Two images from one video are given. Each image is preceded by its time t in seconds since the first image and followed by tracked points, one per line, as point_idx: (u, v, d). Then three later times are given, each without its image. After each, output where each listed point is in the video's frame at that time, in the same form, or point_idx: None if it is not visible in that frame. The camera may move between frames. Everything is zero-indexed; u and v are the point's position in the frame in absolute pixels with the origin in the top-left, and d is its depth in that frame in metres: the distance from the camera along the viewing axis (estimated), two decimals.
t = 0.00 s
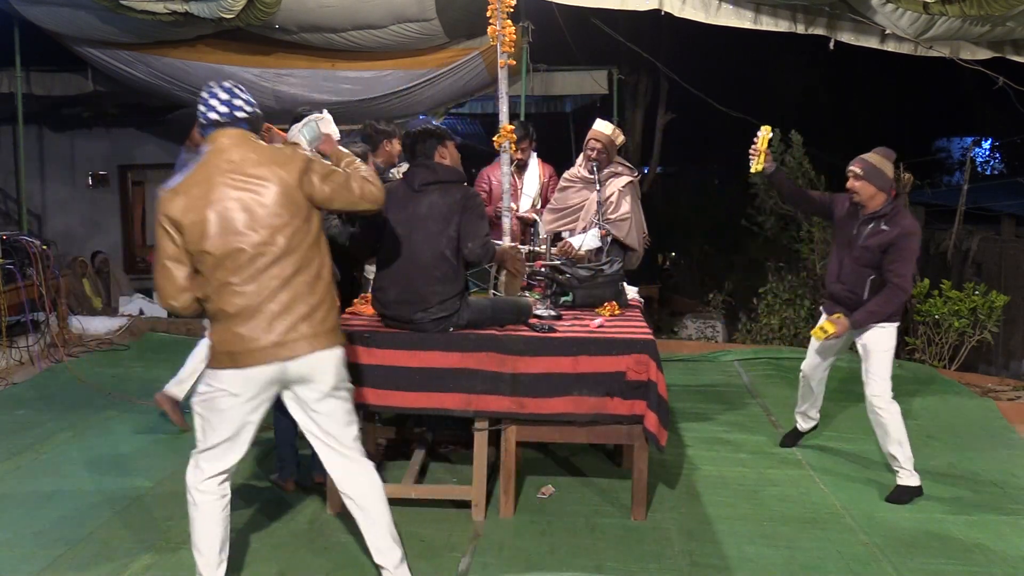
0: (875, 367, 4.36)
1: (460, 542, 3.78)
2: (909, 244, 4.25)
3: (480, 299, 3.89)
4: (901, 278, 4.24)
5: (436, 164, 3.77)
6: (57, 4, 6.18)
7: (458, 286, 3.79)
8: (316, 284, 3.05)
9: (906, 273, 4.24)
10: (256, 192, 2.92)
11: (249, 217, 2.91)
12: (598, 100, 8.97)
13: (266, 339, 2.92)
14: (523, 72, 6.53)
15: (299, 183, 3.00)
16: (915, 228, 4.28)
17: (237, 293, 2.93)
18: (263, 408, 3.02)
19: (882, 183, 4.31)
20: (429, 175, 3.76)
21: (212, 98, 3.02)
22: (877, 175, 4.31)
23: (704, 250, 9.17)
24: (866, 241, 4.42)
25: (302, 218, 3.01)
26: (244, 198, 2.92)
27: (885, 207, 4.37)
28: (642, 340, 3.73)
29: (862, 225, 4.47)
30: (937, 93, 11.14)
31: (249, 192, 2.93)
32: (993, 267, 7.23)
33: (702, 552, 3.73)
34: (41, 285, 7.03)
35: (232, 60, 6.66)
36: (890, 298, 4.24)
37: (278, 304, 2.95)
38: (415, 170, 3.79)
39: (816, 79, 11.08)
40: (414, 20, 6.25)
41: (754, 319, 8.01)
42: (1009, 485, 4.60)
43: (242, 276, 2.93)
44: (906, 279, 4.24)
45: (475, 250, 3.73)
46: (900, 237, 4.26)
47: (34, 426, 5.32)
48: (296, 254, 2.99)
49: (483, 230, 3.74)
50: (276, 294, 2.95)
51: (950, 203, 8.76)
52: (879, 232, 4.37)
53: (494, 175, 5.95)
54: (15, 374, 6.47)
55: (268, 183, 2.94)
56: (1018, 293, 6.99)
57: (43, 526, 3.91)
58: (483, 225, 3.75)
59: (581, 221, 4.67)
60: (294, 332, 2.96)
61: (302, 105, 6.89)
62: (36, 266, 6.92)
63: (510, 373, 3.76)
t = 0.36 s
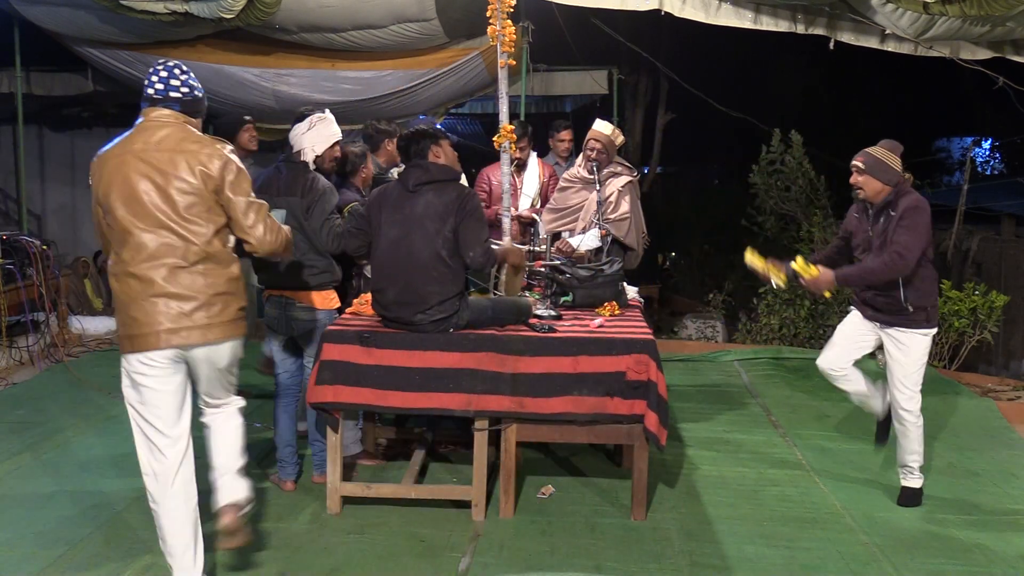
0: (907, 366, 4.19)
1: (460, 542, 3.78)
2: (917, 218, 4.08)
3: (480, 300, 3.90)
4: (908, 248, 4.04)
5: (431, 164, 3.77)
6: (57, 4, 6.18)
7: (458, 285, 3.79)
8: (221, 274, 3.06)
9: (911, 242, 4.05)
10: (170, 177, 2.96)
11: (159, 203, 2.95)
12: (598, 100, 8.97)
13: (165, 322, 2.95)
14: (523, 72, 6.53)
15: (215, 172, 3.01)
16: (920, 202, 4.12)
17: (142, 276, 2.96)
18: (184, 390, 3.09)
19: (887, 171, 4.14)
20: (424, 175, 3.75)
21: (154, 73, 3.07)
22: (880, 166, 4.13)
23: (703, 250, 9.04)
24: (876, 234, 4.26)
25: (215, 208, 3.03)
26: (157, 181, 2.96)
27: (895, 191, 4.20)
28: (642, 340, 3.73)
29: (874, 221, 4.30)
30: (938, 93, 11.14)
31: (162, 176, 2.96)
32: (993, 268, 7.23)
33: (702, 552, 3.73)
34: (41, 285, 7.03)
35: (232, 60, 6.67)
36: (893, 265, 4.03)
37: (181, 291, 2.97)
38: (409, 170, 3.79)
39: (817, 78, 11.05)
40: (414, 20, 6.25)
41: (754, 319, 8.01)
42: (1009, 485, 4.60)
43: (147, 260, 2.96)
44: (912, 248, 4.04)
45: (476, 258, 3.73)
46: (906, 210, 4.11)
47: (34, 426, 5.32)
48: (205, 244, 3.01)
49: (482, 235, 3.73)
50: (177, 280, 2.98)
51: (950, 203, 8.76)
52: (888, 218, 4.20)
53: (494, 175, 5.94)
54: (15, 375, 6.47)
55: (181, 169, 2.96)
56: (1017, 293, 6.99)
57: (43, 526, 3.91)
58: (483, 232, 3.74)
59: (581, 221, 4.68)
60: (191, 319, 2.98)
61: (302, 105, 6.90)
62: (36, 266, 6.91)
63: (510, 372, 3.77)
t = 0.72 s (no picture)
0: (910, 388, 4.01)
1: (460, 542, 3.78)
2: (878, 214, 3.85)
3: (479, 300, 3.89)
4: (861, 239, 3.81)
5: (431, 163, 3.78)
6: (57, 4, 6.19)
7: (458, 285, 3.79)
8: (156, 281, 3.26)
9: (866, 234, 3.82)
10: (112, 187, 3.17)
11: (99, 213, 3.17)
12: (598, 100, 8.98)
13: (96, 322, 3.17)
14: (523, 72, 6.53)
15: (153, 189, 3.19)
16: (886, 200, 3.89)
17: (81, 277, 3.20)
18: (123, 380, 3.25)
19: (851, 178, 3.93)
20: (424, 175, 3.76)
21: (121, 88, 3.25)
22: (844, 172, 3.94)
23: (703, 249, 9.05)
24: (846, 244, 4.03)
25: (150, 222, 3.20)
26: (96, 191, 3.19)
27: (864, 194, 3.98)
28: (642, 340, 3.73)
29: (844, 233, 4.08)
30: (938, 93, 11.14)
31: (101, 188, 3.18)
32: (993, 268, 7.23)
33: (702, 552, 3.73)
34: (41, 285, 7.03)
35: (232, 60, 6.67)
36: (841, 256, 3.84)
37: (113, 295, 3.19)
38: (409, 170, 3.80)
39: (817, 78, 11.07)
40: (414, 20, 6.26)
41: (754, 319, 8.01)
42: (1009, 485, 4.60)
43: (88, 262, 3.19)
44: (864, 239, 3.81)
45: (481, 258, 3.71)
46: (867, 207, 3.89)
47: (34, 426, 5.32)
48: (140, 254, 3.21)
49: (488, 236, 3.72)
50: (113, 281, 3.19)
51: (950, 203, 8.76)
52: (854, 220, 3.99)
53: (494, 175, 5.94)
54: (15, 375, 6.47)
55: (118, 183, 3.16)
56: (1017, 293, 6.99)
57: (43, 526, 3.91)
58: (489, 232, 3.73)
59: (581, 221, 4.68)
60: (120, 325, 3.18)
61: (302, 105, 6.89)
62: (36, 266, 6.91)
63: (509, 372, 3.77)
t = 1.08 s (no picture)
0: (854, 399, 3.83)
1: (461, 542, 3.78)
2: (881, 252, 3.66)
3: (479, 300, 3.89)
4: (869, 292, 3.65)
5: (434, 163, 3.77)
6: (57, 4, 6.18)
7: (459, 284, 3.79)
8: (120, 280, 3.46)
9: (873, 284, 3.65)
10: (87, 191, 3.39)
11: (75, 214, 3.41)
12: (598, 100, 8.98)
13: (77, 312, 3.41)
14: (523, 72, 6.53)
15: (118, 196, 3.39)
16: (886, 228, 3.69)
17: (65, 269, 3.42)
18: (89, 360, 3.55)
19: (859, 182, 3.73)
20: (428, 174, 3.76)
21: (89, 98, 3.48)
22: (852, 174, 3.74)
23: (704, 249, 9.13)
24: (837, 254, 3.88)
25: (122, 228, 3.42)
26: (68, 191, 3.40)
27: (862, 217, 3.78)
28: (642, 340, 3.73)
29: (838, 235, 3.92)
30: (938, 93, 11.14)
31: (73, 183, 3.40)
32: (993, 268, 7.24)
33: (702, 552, 3.73)
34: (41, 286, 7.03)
35: (232, 60, 6.67)
36: (851, 315, 3.68)
37: (91, 287, 3.41)
38: (412, 170, 3.79)
39: (817, 78, 11.08)
40: (414, 20, 6.26)
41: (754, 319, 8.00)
42: (1009, 485, 4.60)
43: (65, 255, 3.42)
44: (874, 293, 3.64)
45: (476, 250, 3.72)
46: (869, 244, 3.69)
47: (34, 426, 5.32)
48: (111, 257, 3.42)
49: (484, 233, 3.73)
50: (83, 276, 3.42)
51: (950, 203, 8.76)
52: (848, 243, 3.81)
53: (494, 174, 5.94)
54: (14, 375, 6.45)
55: (91, 190, 3.38)
56: (1018, 293, 6.99)
57: (43, 526, 3.91)
58: (484, 229, 3.73)
59: (581, 220, 4.65)
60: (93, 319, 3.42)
61: (302, 105, 6.89)
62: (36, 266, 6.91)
63: (509, 372, 3.77)
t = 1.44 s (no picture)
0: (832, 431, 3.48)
1: (461, 542, 3.78)
2: (870, 267, 3.23)
3: (479, 300, 3.90)
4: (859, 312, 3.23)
5: (436, 164, 3.77)
6: (58, 4, 6.18)
7: (460, 284, 3.80)
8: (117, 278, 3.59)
9: (864, 305, 3.23)
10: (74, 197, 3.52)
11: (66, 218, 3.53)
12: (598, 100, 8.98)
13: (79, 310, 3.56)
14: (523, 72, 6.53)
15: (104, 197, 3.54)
16: (880, 238, 3.26)
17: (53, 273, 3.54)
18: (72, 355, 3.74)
19: (847, 178, 3.30)
20: (429, 175, 3.75)
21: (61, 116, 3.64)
22: (839, 169, 3.32)
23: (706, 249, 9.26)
24: (822, 257, 3.46)
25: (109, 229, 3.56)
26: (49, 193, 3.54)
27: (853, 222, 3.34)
28: (642, 340, 3.73)
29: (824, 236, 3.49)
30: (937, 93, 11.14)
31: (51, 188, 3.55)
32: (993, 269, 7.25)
33: (702, 552, 3.73)
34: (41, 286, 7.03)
35: (232, 60, 6.67)
36: (837, 338, 3.27)
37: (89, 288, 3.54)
38: (414, 171, 3.79)
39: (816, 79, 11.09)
40: (414, 20, 6.26)
41: (754, 319, 8.00)
42: (1009, 485, 4.59)
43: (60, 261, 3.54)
44: (864, 316, 3.22)
45: (497, 262, 3.73)
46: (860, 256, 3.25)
47: (35, 426, 5.31)
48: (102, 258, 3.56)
49: (487, 235, 3.73)
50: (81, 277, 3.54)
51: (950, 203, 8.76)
52: (835, 249, 3.37)
53: (494, 175, 5.94)
54: (15, 374, 6.46)
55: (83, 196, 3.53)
56: (1018, 293, 6.99)
57: (43, 527, 3.90)
58: (487, 231, 3.73)
59: (581, 221, 4.67)
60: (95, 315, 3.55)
61: (302, 105, 6.89)
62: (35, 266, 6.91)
63: (509, 372, 3.77)
